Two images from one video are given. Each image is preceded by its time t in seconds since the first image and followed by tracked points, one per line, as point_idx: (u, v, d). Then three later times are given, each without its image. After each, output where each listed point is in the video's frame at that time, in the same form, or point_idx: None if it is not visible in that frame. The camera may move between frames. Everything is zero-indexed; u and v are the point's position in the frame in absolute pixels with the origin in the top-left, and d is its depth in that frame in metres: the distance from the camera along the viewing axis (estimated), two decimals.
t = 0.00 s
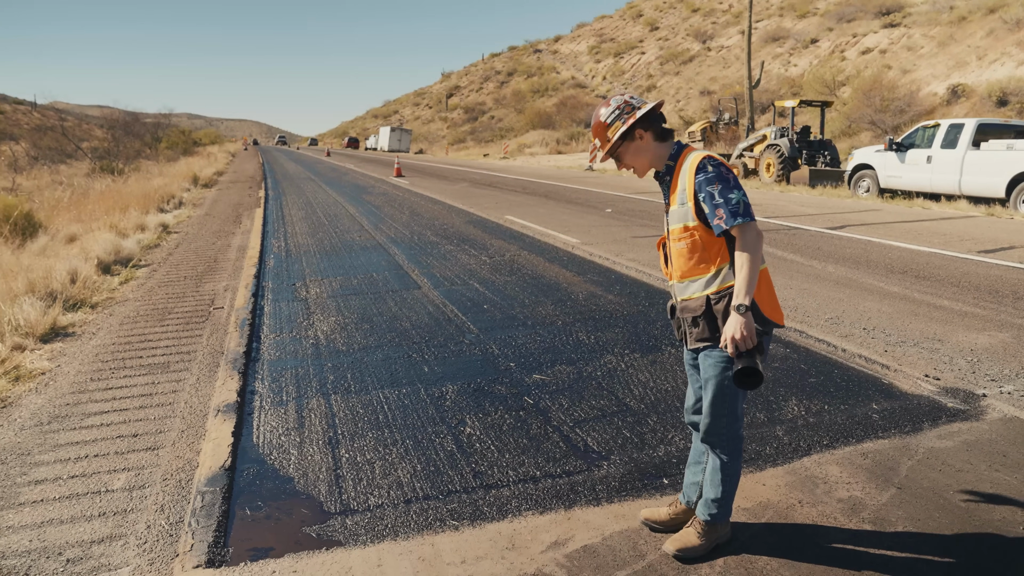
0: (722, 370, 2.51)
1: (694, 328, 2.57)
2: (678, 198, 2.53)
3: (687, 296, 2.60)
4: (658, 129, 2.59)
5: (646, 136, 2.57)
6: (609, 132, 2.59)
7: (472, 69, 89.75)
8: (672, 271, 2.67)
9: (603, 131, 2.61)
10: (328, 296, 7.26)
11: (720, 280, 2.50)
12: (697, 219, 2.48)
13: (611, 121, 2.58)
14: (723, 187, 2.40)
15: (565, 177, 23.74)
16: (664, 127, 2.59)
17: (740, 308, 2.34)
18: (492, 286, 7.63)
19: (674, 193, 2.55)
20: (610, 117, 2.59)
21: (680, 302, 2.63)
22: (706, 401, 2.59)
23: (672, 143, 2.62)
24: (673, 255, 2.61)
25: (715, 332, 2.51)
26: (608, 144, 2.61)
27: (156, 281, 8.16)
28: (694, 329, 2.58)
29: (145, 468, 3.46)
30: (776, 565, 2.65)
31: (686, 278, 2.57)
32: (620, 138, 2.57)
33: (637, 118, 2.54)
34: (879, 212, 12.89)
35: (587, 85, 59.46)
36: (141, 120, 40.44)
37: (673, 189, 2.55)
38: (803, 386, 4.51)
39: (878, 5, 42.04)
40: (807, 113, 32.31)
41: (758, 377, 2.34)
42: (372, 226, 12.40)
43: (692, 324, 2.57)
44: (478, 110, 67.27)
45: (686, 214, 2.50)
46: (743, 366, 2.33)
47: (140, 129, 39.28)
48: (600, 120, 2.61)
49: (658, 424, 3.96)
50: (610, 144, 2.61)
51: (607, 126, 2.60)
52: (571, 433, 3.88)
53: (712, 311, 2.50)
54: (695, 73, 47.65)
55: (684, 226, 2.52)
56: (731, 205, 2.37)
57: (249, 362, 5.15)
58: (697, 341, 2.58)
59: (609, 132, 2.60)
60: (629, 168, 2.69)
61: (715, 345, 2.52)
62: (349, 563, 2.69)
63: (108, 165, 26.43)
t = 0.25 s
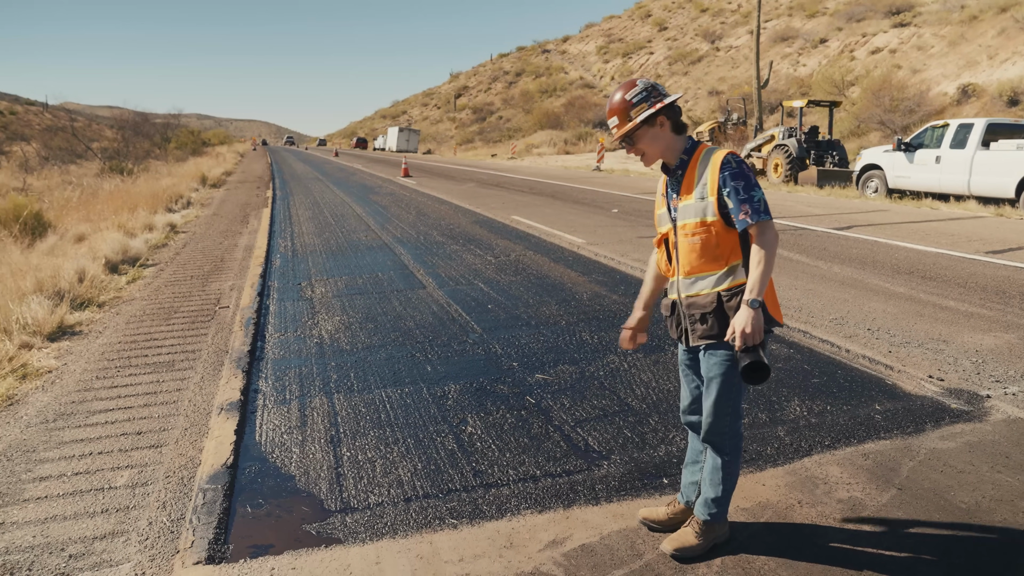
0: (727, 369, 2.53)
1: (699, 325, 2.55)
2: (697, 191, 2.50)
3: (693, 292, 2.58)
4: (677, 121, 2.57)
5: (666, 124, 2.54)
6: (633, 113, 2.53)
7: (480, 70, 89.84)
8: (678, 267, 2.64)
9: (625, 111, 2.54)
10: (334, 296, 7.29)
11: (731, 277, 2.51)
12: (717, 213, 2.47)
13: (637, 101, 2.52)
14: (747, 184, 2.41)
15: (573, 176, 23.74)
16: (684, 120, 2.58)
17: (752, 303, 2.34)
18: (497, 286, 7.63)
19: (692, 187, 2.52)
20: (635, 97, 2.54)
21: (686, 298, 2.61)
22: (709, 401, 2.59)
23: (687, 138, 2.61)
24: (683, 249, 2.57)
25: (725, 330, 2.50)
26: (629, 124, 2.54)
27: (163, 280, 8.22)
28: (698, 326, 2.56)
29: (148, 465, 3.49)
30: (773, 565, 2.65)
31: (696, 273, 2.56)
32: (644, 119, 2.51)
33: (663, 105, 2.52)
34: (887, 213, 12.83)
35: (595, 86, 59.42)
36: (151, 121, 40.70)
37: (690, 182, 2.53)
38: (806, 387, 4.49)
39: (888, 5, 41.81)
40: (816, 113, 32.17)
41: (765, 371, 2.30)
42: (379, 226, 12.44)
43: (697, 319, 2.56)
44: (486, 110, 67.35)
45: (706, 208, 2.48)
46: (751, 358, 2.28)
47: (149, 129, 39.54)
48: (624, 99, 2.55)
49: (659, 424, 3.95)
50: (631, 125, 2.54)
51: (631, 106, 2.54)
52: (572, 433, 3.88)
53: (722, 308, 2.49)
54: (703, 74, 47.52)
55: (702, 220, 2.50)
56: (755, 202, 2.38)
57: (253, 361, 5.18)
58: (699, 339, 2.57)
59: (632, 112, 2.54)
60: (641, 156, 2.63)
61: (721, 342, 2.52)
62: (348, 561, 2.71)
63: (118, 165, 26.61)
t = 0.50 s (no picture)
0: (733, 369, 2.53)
1: (709, 322, 2.53)
2: (710, 186, 2.50)
3: (703, 289, 2.56)
4: (687, 118, 2.59)
5: (679, 119, 2.55)
6: (649, 104, 2.52)
7: (488, 70, 89.91)
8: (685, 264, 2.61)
9: (641, 102, 2.53)
10: (339, 295, 7.32)
11: (741, 274, 2.51)
12: (733, 209, 2.47)
13: (654, 93, 2.52)
14: (762, 180, 2.44)
15: (579, 177, 23.74)
16: (693, 117, 2.60)
17: (776, 300, 2.37)
18: (501, 285, 7.64)
19: (704, 182, 2.51)
20: (651, 89, 2.53)
21: (695, 296, 2.58)
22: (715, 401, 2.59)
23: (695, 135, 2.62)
24: (695, 245, 2.54)
25: (738, 326, 2.49)
26: (644, 116, 2.53)
27: (169, 279, 8.28)
28: (707, 323, 2.54)
29: (152, 462, 3.52)
30: (772, 563, 2.66)
31: (707, 270, 2.53)
32: (660, 111, 2.51)
33: (678, 99, 2.53)
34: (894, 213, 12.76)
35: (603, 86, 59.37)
36: (160, 121, 40.96)
37: (702, 177, 2.52)
38: (809, 387, 4.49)
39: (897, 4, 41.58)
40: (825, 113, 32.03)
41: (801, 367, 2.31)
42: (385, 226, 12.48)
43: (707, 316, 2.53)
44: (494, 110, 67.41)
45: (722, 203, 2.48)
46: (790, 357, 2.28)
47: (158, 129, 39.79)
48: (640, 91, 2.53)
49: (661, 424, 3.96)
50: (647, 116, 2.52)
51: (646, 98, 2.53)
52: (574, 431, 3.89)
53: (736, 305, 2.48)
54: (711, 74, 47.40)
55: (717, 215, 2.49)
56: (771, 199, 2.42)
57: (258, 359, 5.21)
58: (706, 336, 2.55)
59: (647, 103, 2.52)
60: (651, 149, 2.61)
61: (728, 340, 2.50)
62: (347, 557, 2.73)
63: (127, 165, 26.80)
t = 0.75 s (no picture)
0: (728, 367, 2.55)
1: (709, 320, 2.53)
2: (714, 184, 2.50)
3: (704, 287, 2.56)
4: (694, 116, 2.61)
5: (689, 114, 2.57)
6: (667, 94, 2.52)
7: (494, 70, 89.98)
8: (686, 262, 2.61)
9: (660, 90, 2.52)
10: (343, 294, 7.35)
11: (742, 273, 2.53)
12: (738, 207, 2.48)
13: (671, 84, 2.53)
14: (765, 181, 2.48)
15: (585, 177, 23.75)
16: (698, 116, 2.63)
17: (790, 300, 2.44)
18: (505, 285, 7.66)
19: (708, 179, 2.52)
20: (670, 79, 2.54)
21: (695, 293, 2.59)
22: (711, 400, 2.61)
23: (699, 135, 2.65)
24: (697, 242, 2.54)
25: (737, 324, 2.49)
26: (661, 104, 2.52)
27: (175, 278, 8.33)
28: (706, 322, 2.54)
29: (155, 459, 3.56)
30: (768, 561, 2.67)
31: (709, 267, 2.54)
32: (678, 102, 2.52)
33: (691, 94, 2.57)
34: (899, 213, 12.73)
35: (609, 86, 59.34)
36: (168, 122, 41.15)
37: (707, 174, 2.52)
38: (810, 386, 4.49)
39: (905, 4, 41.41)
40: (831, 114, 31.93)
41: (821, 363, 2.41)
42: (390, 226, 12.51)
43: (706, 314, 2.54)
44: (500, 111, 67.44)
45: (727, 201, 2.48)
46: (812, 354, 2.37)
47: (166, 130, 39.96)
48: (658, 79, 2.54)
49: (661, 423, 3.97)
50: (664, 105, 2.52)
51: (664, 87, 2.53)
52: (574, 430, 3.91)
53: (736, 302, 2.48)
54: (717, 74, 47.31)
55: (721, 213, 2.50)
56: (774, 201, 2.46)
57: (262, 358, 5.25)
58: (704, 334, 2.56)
59: (666, 94, 2.53)
60: (661, 140, 2.59)
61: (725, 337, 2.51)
62: (347, 553, 2.75)
63: (134, 165, 26.93)
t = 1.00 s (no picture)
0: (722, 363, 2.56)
1: (704, 317, 2.54)
2: (718, 181, 2.52)
3: (700, 284, 2.59)
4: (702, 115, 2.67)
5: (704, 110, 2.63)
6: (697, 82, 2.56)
7: (499, 71, 90.00)
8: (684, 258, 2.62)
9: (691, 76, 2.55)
10: (346, 294, 7.38)
11: (738, 271, 2.56)
12: (738, 205, 2.50)
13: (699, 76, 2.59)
14: (765, 182, 2.52)
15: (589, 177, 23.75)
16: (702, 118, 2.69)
17: (787, 298, 2.48)
18: (507, 284, 7.69)
19: (711, 176, 2.53)
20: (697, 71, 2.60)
21: (692, 290, 2.60)
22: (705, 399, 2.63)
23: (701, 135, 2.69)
24: (697, 238, 2.55)
25: (733, 322, 2.51)
26: (692, 89, 2.54)
27: (180, 278, 8.37)
28: (701, 319, 2.56)
29: (158, 455, 3.59)
30: (764, 558, 2.69)
31: (706, 264, 2.56)
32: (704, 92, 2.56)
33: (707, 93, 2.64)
34: (903, 214, 12.71)
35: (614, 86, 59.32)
36: (174, 122, 41.29)
37: (710, 171, 2.54)
38: (809, 385, 4.50)
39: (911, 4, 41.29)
40: (836, 114, 31.85)
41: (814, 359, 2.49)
42: (394, 226, 12.55)
43: (702, 311, 2.55)
44: (504, 111, 67.47)
45: (728, 198, 2.50)
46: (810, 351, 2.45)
47: (171, 130, 40.09)
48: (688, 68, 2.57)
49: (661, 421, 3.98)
50: (694, 91, 2.54)
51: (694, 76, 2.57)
52: (574, 428, 3.93)
53: (732, 299, 2.51)
54: (722, 74, 47.24)
55: (721, 211, 2.51)
56: (772, 201, 2.51)
57: (264, 356, 5.29)
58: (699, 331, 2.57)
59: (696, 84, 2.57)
60: (679, 129, 2.58)
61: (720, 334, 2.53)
62: (346, 548, 2.78)
63: (140, 164, 27.03)
